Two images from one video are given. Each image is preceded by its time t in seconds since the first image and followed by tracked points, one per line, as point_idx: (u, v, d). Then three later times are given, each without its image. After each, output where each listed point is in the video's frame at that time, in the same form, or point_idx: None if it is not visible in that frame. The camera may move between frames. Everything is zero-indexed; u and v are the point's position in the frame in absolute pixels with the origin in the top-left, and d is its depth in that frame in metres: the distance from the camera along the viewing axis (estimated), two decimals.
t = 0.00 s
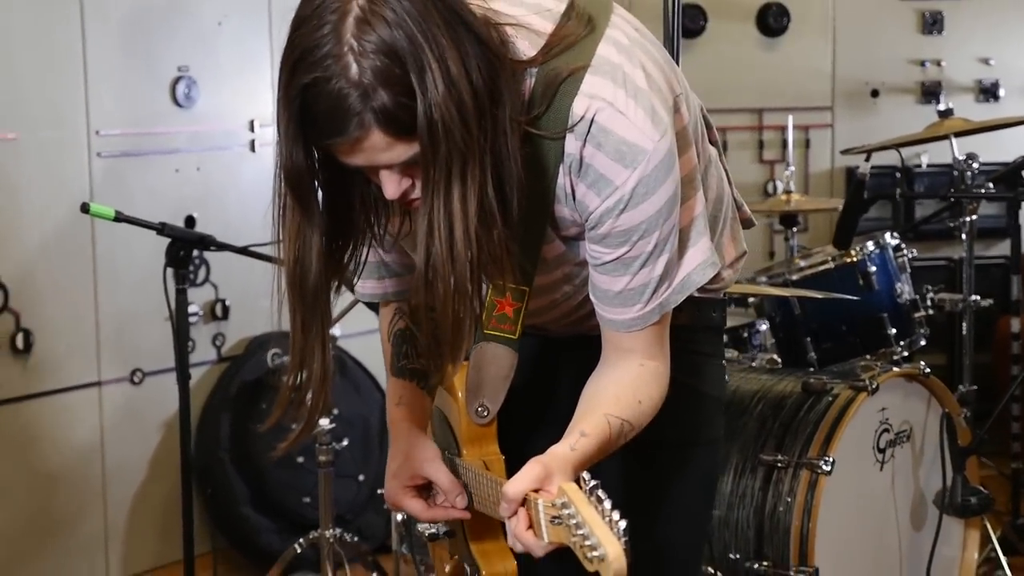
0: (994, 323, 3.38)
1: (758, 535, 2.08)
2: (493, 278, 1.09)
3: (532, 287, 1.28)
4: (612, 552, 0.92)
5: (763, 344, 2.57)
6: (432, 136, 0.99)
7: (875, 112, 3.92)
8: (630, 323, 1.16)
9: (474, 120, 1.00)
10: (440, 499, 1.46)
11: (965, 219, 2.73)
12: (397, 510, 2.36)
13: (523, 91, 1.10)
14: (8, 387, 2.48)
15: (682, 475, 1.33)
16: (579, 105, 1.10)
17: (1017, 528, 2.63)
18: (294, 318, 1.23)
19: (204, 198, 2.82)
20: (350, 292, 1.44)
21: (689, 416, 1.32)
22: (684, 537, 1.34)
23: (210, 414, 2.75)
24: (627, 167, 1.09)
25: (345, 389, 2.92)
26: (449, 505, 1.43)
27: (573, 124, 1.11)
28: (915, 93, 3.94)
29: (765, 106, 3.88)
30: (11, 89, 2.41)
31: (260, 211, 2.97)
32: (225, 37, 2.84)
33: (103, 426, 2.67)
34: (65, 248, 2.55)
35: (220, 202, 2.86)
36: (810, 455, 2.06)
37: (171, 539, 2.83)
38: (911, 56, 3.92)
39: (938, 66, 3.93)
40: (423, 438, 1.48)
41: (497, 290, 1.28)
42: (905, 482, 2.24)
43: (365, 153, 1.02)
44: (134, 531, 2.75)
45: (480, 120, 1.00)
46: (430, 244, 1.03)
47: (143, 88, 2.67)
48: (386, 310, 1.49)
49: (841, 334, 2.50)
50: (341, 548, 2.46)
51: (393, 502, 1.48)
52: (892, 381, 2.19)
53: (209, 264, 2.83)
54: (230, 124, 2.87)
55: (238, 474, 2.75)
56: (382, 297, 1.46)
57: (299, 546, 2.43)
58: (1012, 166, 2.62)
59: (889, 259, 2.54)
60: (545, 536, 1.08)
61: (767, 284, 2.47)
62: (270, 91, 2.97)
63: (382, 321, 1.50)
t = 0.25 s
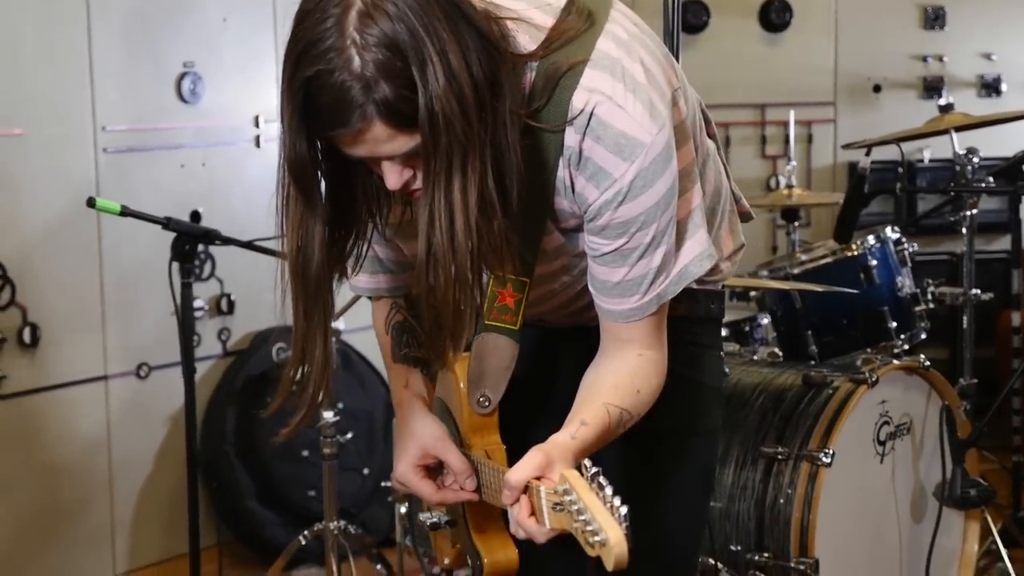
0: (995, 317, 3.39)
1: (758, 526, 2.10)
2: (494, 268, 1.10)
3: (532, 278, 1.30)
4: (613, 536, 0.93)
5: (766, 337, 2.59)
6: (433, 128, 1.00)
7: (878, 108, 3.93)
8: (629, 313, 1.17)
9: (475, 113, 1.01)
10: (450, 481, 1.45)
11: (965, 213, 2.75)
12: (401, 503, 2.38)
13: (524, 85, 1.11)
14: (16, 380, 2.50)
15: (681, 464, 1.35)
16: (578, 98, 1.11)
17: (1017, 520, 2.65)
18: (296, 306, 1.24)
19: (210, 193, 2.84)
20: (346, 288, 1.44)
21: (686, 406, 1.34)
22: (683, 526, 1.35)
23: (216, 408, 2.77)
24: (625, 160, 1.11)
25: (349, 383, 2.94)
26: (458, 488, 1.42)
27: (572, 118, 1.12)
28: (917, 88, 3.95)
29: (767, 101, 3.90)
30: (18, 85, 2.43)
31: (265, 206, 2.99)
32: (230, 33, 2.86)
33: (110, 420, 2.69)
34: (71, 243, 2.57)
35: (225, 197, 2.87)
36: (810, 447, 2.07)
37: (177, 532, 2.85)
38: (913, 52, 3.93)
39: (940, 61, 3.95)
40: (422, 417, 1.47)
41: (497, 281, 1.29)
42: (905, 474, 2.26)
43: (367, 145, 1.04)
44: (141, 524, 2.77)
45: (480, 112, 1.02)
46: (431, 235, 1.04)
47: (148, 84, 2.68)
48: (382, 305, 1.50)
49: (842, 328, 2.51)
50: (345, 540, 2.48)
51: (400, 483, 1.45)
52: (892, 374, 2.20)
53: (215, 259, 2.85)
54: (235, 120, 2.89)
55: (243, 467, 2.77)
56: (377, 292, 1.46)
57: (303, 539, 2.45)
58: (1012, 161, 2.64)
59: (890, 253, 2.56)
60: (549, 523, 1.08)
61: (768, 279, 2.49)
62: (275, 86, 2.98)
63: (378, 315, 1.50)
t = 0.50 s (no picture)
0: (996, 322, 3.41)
1: (759, 529, 2.11)
2: (495, 268, 1.12)
3: (533, 278, 1.30)
4: (605, 525, 0.96)
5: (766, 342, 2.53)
6: (437, 127, 1.01)
7: (880, 113, 3.95)
8: (628, 314, 1.19)
9: (478, 112, 1.02)
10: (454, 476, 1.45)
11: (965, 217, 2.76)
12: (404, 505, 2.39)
13: (527, 87, 1.13)
14: (22, 383, 2.52)
15: (681, 461, 1.36)
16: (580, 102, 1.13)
17: (1016, 524, 2.66)
18: (300, 303, 1.24)
19: (215, 197, 2.86)
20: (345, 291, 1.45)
21: (685, 405, 1.35)
22: (681, 519, 1.36)
23: (221, 411, 2.79)
24: (626, 163, 1.12)
25: (353, 386, 2.95)
26: (463, 485, 1.43)
27: (574, 120, 1.13)
28: (920, 94, 3.95)
29: (769, 107, 3.92)
30: (26, 89, 2.46)
31: (270, 209, 3.00)
32: (236, 37, 2.88)
33: (115, 422, 2.71)
34: (77, 246, 2.59)
35: (231, 200, 2.89)
36: (811, 450, 2.08)
37: (181, 534, 2.87)
38: (916, 57, 3.94)
39: (942, 67, 3.95)
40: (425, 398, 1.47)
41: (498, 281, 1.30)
42: (905, 477, 2.28)
43: (372, 142, 1.04)
44: (146, 526, 2.79)
45: (484, 113, 1.02)
46: (433, 232, 1.05)
47: (154, 89, 2.70)
48: (380, 313, 1.50)
49: (842, 331, 2.53)
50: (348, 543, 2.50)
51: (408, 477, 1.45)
52: (892, 377, 2.22)
53: (220, 263, 2.87)
54: (241, 124, 2.91)
55: (248, 470, 2.79)
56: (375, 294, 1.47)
57: (307, 539, 2.47)
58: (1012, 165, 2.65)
59: (891, 257, 2.58)
60: (545, 516, 1.12)
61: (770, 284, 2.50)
62: (280, 90, 3.00)
63: (375, 324, 1.50)
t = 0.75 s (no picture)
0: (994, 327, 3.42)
1: (756, 531, 2.13)
2: (494, 268, 1.13)
3: (533, 280, 1.32)
4: (605, 523, 0.98)
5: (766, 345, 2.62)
6: (439, 128, 1.02)
7: (878, 119, 3.97)
8: (626, 316, 1.20)
9: (480, 113, 1.03)
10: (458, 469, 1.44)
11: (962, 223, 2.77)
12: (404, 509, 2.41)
13: (528, 91, 1.14)
14: (24, 388, 2.54)
15: (679, 461, 1.38)
16: (580, 107, 1.14)
17: (1014, 527, 2.67)
18: (307, 297, 1.24)
19: (216, 203, 2.87)
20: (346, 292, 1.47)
21: (682, 406, 1.37)
22: (679, 519, 1.38)
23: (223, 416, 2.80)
24: (626, 166, 1.13)
25: (353, 391, 2.96)
26: (466, 478, 1.42)
27: (575, 124, 1.14)
28: (917, 100, 3.96)
29: (767, 114, 3.94)
30: (29, 96, 2.48)
31: (271, 215, 3.02)
32: (238, 44, 2.90)
33: (116, 427, 2.72)
34: (79, 252, 2.61)
35: (232, 206, 2.91)
36: (807, 453, 2.10)
37: (183, 539, 2.88)
38: (914, 64, 3.95)
39: (939, 74, 3.95)
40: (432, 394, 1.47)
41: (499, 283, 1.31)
42: (902, 480, 2.29)
43: (375, 142, 1.05)
44: (147, 530, 2.80)
45: (486, 114, 1.03)
46: (436, 232, 1.06)
47: (156, 96, 2.72)
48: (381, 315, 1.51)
49: (839, 336, 2.54)
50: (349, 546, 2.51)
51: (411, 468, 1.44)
52: (889, 381, 2.23)
53: (221, 268, 2.88)
54: (241, 130, 2.93)
55: (249, 475, 2.81)
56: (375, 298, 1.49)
57: (308, 543, 2.49)
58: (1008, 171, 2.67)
59: (888, 262, 2.59)
60: (545, 514, 1.14)
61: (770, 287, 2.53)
62: (281, 96, 3.02)
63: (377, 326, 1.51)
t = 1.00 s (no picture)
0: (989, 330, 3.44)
1: (752, 530, 2.14)
2: (495, 267, 1.13)
3: (532, 279, 1.33)
4: (608, 520, 1.00)
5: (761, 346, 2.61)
6: (442, 127, 1.02)
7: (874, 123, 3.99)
8: (623, 316, 1.22)
9: (483, 114, 1.03)
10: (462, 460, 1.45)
11: (957, 225, 2.79)
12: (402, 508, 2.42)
13: (528, 93, 1.15)
14: (24, 387, 2.55)
15: (675, 458, 1.39)
16: (579, 109, 1.15)
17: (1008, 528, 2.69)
18: (310, 295, 1.26)
19: (216, 204, 2.89)
20: (349, 288, 1.48)
21: (678, 404, 1.39)
22: (677, 516, 1.40)
23: (222, 417, 2.81)
24: (624, 168, 1.14)
25: (352, 391, 2.98)
26: (469, 469, 1.44)
27: (574, 127, 1.15)
28: (913, 103, 3.99)
29: (764, 117, 3.96)
30: (32, 98, 2.49)
31: (271, 216, 3.03)
32: (238, 47, 2.91)
33: (116, 427, 2.74)
34: (79, 253, 2.62)
35: (232, 208, 2.93)
36: (803, 454, 2.12)
37: (181, 538, 2.89)
38: (911, 68, 3.98)
39: (936, 77, 4.00)
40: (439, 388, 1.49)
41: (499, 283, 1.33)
42: (897, 480, 2.31)
43: (377, 142, 1.05)
44: (146, 530, 2.82)
45: (488, 114, 1.04)
46: (439, 229, 1.07)
47: (156, 98, 2.74)
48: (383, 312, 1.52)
49: (835, 337, 2.56)
50: (347, 545, 2.52)
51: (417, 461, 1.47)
52: (885, 382, 2.25)
53: (221, 270, 2.89)
54: (242, 132, 2.94)
55: (248, 475, 2.82)
56: (377, 296, 1.50)
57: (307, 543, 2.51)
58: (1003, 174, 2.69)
59: (884, 264, 2.61)
60: (546, 512, 1.15)
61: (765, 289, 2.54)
62: (281, 99, 3.04)
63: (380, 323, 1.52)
